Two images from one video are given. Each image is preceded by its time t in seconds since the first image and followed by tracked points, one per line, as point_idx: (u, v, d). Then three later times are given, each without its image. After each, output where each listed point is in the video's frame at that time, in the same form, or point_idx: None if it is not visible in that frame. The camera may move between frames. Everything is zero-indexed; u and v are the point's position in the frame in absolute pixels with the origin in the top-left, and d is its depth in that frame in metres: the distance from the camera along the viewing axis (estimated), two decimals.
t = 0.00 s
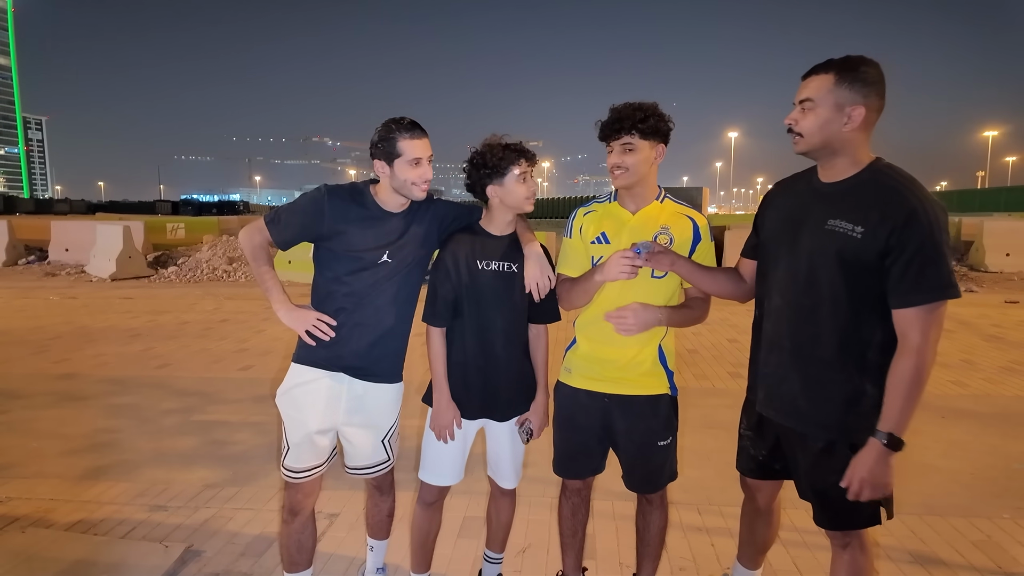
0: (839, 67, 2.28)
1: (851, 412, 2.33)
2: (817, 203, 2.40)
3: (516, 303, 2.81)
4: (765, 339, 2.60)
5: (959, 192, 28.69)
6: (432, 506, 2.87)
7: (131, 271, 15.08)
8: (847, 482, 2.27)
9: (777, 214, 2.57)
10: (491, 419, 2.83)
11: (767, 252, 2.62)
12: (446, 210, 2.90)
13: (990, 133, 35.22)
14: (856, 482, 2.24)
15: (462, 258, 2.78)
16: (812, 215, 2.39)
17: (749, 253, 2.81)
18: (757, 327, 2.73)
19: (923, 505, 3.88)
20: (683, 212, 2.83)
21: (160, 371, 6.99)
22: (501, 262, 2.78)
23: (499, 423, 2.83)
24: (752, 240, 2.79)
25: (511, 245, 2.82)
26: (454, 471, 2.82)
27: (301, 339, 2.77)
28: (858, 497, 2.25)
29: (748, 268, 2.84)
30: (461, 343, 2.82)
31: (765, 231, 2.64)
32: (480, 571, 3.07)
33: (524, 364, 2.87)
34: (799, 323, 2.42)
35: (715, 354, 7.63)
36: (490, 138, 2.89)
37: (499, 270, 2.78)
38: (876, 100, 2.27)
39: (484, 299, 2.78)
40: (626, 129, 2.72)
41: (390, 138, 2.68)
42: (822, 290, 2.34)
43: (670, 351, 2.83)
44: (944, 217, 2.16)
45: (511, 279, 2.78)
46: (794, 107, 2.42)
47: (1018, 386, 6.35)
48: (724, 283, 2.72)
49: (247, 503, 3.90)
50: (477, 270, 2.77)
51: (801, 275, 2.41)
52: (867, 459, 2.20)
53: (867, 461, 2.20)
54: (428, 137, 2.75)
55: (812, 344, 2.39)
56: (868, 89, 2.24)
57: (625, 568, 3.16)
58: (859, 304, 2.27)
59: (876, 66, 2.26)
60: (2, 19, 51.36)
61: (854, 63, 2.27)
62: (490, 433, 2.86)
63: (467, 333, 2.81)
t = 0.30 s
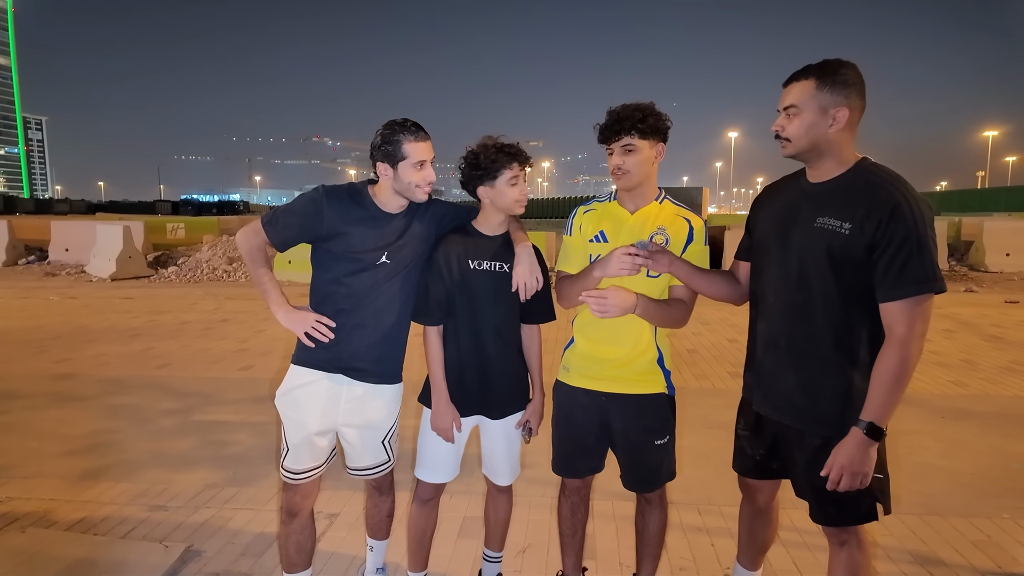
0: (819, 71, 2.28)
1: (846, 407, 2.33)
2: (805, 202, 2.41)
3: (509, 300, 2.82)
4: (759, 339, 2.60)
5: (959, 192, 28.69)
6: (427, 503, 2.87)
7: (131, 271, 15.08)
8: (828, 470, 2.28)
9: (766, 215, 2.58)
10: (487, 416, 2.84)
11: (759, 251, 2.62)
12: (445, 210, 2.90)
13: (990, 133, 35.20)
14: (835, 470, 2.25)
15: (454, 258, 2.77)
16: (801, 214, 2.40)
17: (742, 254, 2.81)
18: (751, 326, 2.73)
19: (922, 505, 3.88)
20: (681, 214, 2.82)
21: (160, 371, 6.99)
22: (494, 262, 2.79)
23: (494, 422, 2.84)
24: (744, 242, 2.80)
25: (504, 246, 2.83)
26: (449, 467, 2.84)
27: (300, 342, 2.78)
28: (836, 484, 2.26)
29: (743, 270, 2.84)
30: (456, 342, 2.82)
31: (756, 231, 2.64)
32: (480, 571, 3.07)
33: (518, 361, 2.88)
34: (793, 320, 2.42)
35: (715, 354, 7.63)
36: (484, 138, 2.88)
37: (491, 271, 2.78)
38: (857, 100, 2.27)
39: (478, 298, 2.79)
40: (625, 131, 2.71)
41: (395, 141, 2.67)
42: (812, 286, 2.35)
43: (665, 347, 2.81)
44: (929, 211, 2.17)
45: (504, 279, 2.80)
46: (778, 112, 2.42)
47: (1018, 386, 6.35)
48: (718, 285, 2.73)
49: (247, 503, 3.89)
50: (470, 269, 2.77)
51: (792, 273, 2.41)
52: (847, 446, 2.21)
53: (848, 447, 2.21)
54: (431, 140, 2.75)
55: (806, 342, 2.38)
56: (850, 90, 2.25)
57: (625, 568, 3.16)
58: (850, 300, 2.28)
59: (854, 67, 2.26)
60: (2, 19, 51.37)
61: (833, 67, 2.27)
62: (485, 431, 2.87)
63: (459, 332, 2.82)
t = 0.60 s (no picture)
0: (817, 74, 2.28)
1: (846, 407, 2.33)
2: (806, 202, 2.41)
3: (501, 298, 2.82)
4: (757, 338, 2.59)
5: (959, 192, 28.69)
6: (424, 503, 2.88)
7: (131, 271, 15.07)
8: (843, 476, 2.27)
9: (765, 214, 2.58)
10: (480, 415, 2.84)
11: (757, 251, 2.61)
12: (440, 209, 2.92)
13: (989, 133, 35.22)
14: (851, 475, 2.24)
15: (446, 257, 2.77)
16: (802, 214, 2.39)
17: (738, 252, 2.81)
18: (748, 326, 2.72)
19: (922, 505, 3.88)
20: (677, 214, 2.81)
21: (160, 371, 6.99)
22: (486, 261, 2.79)
23: (488, 421, 2.84)
24: (740, 241, 2.79)
25: (495, 245, 2.83)
26: (443, 467, 2.84)
27: (301, 344, 2.76)
28: (854, 490, 2.25)
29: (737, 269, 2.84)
30: (449, 341, 2.82)
31: (754, 231, 2.64)
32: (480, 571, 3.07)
33: (511, 360, 2.89)
34: (794, 320, 2.41)
35: (715, 354, 7.63)
36: (470, 138, 2.89)
37: (481, 269, 2.79)
38: (857, 100, 2.27)
39: (469, 296, 2.79)
40: (628, 136, 2.70)
41: (389, 143, 2.66)
42: (813, 286, 2.34)
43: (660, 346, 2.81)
44: (929, 213, 2.19)
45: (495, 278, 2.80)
46: (778, 116, 2.42)
47: (1018, 386, 6.35)
48: (713, 283, 2.73)
49: (247, 503, 3.90)
50: (461, 268, 2.78)
51: (793, 273, 2.40)
52: (861, 450, 2.20)
53: (861, 451, 2.21)
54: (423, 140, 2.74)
55: (807, 342, 2.38)
56: (848, 91, 2.25)
57: (625, 568, 3.16)
58: (851, 300, 2.28)
59: (851, 67, 2.26)
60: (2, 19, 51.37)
61: (830, 68, 2.27)
62: (480, 430, 2.87)
63: (450, 332, 2.82)
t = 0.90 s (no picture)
0: (826, 73, 2.28)
1: (847, 408, 2.34)
2: (809, 203, 2.40)
3: (493, 297, 2.81)
4: (757, 338, 2.59)
5: (959, 192, 28.69)
6: (422, 502, 2.88)
7: (131, 271, 15.07)
8: (857, 481, 2.26)
9: (766, 215, 2.57)
10: (475, 415, 2.84)
11: (758, 251, 2.61)
12: (437, 209, 2.91)
13: (988, 133, 35.25)
14: (866, 480, 2.23)
15: (441, 257, 2.77)
16: (805, 216, 2.39)
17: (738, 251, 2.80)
18: (748, 326, 2.72)
19: (922, 505, 3.88)
20: (673, 217, 2.82)
21: (160, 371, 6.99)
22: (480, 261, 2.79)
23: (483, 420, 2.84)
24: (741, 241, 2.78)
25: (489, 245, 2.83)
26: (439, 466, 2.84)
27: (302, 344, 2.76)
28: (869, 494, 2.24)
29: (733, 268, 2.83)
30: (443, 341, 2.82)
31: (755, 231, 2.63)
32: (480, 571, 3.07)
33: (509, 360, 2.88)
34: (796, 321, 2.41)
35: (715, 354, 7.63)
36: (467, 137, 2.88)
37: (475, 269, 2.78)
38: (864, 101, 2.26)
39: (462, 296, 2.79)
40: (626, 142, 2.70)
41: (383, 145, 2.65)
42: (816, 288, 2.34)
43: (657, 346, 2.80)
44: (933, 217, 2.20)
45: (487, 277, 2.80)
46: (784, 114, 2.41)
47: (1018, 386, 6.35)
48: (711, 280, 2.78)
49: (247, 503, 3.90)
50: (455, 267, 2.78)
51: (796, 274, 2.40)
52: (874, 455, 2.20)
53: (874, 456, 2.20)
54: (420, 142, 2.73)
55: (809, 343, 2.38)
56: (857, 92, 2.24)
57: (625, 568, 3.16)
58: (854, 302, 2.28)
59: (859, 68, 2.26)
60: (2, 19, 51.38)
61: (840, 68, 2.26)
62: (475, 430, 2.87)
63: (444, 332, 2.82)
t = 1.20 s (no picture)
0: (824, 75, 2.28)
1: (847, 407, 2.33)
2: (811, 203, 2.41)
3: (491, 296, 2.80)
4: (758, 337, 2.59)
5: (959, 192, 28.71)
6: (422, 502, 2.88)
7: (131, 271, 15.07)
8: (852, 479, 2.26)
9: (768, 215, 2.58)
10: (475, 415, 2.84)
11: (760, 252, 2.61)
12: (435, 209, 2.92)
13: (988, 134, 35.26)
14: (861, 477, 2.23)
15: (438, 256, 2.77)
16: (807, 215, 2.39)
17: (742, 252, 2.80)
18: (749, 325, 2.72)
19: (922, 505, 3.88)
20: (668, 217, 2.81)
21: (160, 371, 6.99)
22: (476, 259, 2.79)
23: (483, 420, 2.84)
24: (743, 243, 2.79)
25: (485, 244, 2.84)
26: (438, 466, 2.84)
27: (303, 344, 2.77)
28: (863, 491, 2.24)
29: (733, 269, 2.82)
30: (442, 341, 2.83)
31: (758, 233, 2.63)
32: (480, 571, 3.07)
33: (508, 360, 2.88)
34: (797, 321, 2.41)
35: (715, 354, 7.63)
36: (464, 137, 2.89)
37: (472, 268, 2.78)
38: (865, 101, 2.26)
39: (459, 295, 2.79)
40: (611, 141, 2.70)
41: (372, 144, 2.67)
42: (817, 288, 2.34)
43: (654, 346, 2.79)
44: (935, 217, 2.19)
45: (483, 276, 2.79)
46: (784, 118, 2.41)
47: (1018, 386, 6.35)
48: (702, 271, 2.69)
49: (248, 503, 3.90)
50: (452, 266, 2.78)
51: (797, 274, 2.40)
52: (871, 453, 2.20)
53: (871, 454, 2.20)
54: (415, 144, 2.76)
55: (810, 342, 2.38)
56: (857, 92, 2.24)
57: (625, 568, 3.16)
58: (855, 302, 2.28)
59: (858, 67, 2.26)
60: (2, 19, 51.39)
61: (838, 69, 2.26)
62: (475, 430, 2.87)
63: (442, 332, 2.82)
